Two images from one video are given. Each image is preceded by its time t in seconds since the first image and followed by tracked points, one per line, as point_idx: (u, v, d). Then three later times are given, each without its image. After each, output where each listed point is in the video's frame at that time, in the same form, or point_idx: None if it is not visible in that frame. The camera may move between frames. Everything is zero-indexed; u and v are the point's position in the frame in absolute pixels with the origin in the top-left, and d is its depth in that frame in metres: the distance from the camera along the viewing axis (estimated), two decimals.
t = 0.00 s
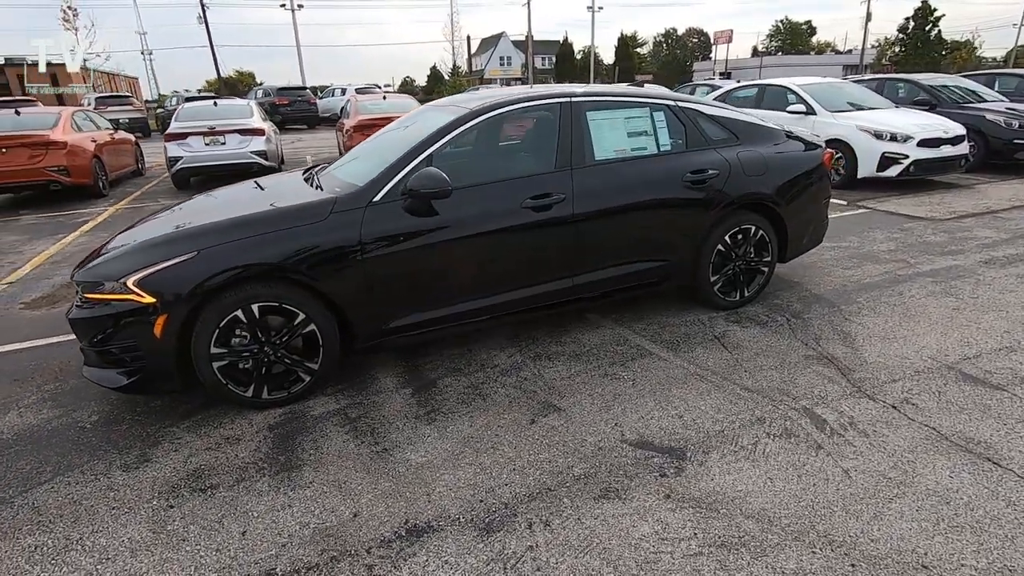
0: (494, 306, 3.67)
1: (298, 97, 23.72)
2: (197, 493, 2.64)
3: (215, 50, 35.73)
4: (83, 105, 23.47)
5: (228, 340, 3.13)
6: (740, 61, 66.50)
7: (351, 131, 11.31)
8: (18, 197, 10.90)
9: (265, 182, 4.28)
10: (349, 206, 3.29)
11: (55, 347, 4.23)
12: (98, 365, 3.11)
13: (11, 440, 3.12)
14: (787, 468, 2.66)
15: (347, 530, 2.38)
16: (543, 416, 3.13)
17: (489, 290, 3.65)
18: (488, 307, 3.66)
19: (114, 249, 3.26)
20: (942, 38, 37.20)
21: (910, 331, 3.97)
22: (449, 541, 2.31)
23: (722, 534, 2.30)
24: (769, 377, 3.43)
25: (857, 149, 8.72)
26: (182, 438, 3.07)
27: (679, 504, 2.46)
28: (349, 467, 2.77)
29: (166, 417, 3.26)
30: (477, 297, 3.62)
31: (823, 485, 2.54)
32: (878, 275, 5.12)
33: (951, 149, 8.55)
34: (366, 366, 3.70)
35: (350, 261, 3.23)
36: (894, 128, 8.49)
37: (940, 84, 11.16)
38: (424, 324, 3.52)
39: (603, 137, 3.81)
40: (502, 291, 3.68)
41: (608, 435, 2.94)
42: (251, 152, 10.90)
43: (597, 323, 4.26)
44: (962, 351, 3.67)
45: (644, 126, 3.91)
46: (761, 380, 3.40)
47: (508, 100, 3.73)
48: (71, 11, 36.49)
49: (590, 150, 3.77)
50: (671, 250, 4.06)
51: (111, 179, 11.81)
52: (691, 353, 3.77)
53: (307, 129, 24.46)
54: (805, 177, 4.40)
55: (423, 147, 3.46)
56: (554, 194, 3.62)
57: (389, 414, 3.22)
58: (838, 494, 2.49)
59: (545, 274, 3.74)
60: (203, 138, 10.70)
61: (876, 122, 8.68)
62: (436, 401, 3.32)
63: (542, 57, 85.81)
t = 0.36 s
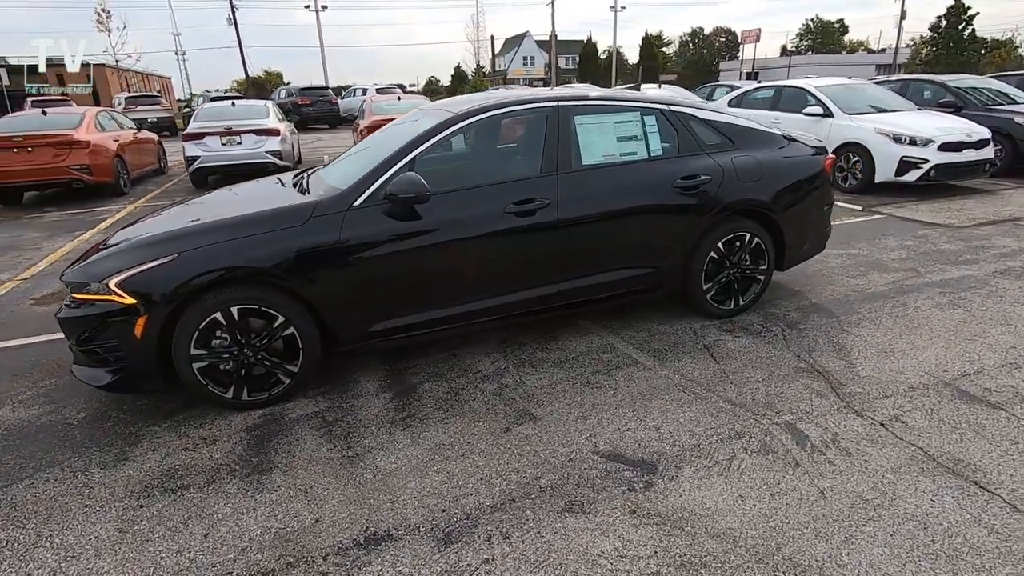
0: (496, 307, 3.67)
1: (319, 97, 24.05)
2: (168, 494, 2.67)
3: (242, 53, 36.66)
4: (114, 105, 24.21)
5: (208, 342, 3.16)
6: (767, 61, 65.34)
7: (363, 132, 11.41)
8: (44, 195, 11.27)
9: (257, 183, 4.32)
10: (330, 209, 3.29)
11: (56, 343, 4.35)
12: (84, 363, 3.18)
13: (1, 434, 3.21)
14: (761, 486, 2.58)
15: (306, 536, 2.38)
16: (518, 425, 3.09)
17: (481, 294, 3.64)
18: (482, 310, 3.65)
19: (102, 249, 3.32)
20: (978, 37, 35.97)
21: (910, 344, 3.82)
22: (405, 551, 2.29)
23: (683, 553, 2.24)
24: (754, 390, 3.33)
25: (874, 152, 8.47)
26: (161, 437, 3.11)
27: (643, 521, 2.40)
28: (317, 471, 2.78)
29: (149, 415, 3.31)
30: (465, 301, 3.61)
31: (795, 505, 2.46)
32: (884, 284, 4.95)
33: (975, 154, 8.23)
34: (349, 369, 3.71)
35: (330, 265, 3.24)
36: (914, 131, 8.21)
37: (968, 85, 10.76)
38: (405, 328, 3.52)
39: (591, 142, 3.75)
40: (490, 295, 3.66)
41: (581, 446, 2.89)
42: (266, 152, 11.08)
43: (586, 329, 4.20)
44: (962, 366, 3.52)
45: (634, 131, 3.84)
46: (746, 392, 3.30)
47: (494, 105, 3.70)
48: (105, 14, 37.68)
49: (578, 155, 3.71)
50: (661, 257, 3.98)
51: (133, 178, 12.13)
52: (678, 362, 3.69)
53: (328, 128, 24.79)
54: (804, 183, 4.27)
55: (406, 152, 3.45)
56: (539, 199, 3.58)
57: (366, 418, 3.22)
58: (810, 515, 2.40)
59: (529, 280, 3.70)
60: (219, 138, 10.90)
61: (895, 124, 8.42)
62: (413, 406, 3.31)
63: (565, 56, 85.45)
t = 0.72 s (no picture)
0: (477, 309, 3.68)
1: (336, 95, 24.29)
2: (141, 488, 2.72)
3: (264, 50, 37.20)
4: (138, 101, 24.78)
5: (189, 339, 3.21)
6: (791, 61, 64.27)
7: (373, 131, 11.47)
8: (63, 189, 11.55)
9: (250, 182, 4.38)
10: (311, 209, 3.31)
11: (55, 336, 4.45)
12: (70, 357, 3.25)
13: None
14: (729, 498, 2.53)
15: (268, 535, 2.40)
16: (492, 429, 3.08)
17: (463, 296, 3.65)
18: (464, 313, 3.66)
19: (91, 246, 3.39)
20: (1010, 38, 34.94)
21: (903, 355, 3.72)
22: (362, 553, 2.29)
23: (640, 564, 2.20)
24: (735, 399, 3.28)
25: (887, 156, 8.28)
26: (142, 432, 3.17)
27: (604, 530, 2.38)
28: (287, 470, 2.80)
29: (133, 410, 3.37)
30: (446, 303, 3.62)
31: (762, 519, 2.41)
32: (884, 293, 4.83)
33: (992, 159, 7.99)
34: (332, 368, 3.73)
35: (310, 264, 3.26)
36: (928, 135, 8.00)
37: (990, 89, 10.44)
38: (385, 329, 3.53)
39: (577, 145, 3.72)
40: (473, 297, 3.67)
41: (551, 452, 2.87)
42: (277, 150, 11.22)
43: (572, 333, 4.17)
44: (955, 380, 3.41)
45: (622, 134, 3.80)
46: (726, 402, 3.25)
47: (480, 106, 3.69)
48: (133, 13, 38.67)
49: (563, 158, 3.68)
50: (649, 262, 3.93)
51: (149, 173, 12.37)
52: (661, 369, 3.65)
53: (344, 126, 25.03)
54: (799, 188, 4.19)
55: (389, 153, 3.46)
56: (522, 202, 3.56)
57: (342, 418, 3.24)
58: (776, 530, 2.35)
59: (512, 283, 3.69)
60: (231, 135, 11.06)
61: (909, 128, 8.22)
62: (391, 407, 3.32)
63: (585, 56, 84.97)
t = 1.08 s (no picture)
0: (458, 308, 3.71)
1: (354, 96, 24.58)
2: (117, 477, 2.80)
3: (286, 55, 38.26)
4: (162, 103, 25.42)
5: (171, 333, 3.29)
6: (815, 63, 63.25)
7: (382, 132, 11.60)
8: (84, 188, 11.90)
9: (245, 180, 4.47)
10: (292, 208, 3.37)
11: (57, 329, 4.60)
12: (61, 348, 3.36)
13: None
14: (690, 501, 2.52)
15: (231, 525, 2.45)
16: (463, 427, 3.10)
17: (443, 295, 3.68)
18: (444, 312, 3.70)
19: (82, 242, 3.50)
20: None
21: (889, 361, 3.65)
22: (319, 546, 2.33)
23: (591, 564, 2.20)
24: (711, 402, 3.25)
25: (897, 159, 8.10)
26: (125, 423, 3.26)
27: (560, 530, 2.38)
28: (258, 463, 2.85)
29: (120, 401, 3.47)
30: (427, 302, 3.66)
31: (720, 522, 2.38)
32: (880, 297, 4.73)
33: (1008, 162, 7.76)
34: (315, 364, 3.79)
35: (289, 262, 3.32)
36: (941, 137, 7.81)
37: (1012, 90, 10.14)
38: (365, 327, 3.58)
39: (559, 146, 3.72)
40: (453, 296, 3.69)
41: (519, 450, 2.88)
42: (288, 151, 11.41)
43: (556, 333, 4.17)
44: (940, 387, 3.33)
45: (605, 135, 3.79)
46: (701, 405, 3.22)
47: (463, 107, 3.72)
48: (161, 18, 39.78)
49: (545, 158, 3.69)
50: (632, 263, 3.92)
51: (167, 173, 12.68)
52: (640, 371, 3.63)
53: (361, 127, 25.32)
54: (789, 190, 4.13)
55: (370, 154, 3.52)
56: (502, 202, 3.58)
57: (319, 414, 3.29)
58: (733, 534, 2.32)
59: (492, 282, 3.71)
60: (244, 136, 11.28)
61: (921, 130, 8.03)
62: (367, 404, 3.37)
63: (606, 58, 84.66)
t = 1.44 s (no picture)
0: (445, 307, 3.79)
1: (376, 97, 24.94)
2: (109, 460, 2.95)
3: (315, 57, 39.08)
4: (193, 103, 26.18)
5: (168, 325, 3.44)
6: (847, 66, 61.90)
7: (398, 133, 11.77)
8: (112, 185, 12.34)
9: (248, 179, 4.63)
10: (284, 207, 3.49)
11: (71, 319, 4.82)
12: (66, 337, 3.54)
13: None
14: (654, 502, 2.54)
15: (209, 509, 2.57)
16: (441, 423, 3.18)
17: (431, 294, 3.76)
18: (431, 310, 3.78)
19: (89, 236, 3.68)
20: None
21: (878, 370, 3.61)
22: (289, 532, 2.43)
23: (547, 560, 2.25)
24: (689, 406, 3.26)
25: (914, 165, 7.93)
26: (123, 409, 3.41)
27: (521, 525, 2.43)
28: (242, 451, 2.97)
29: (120, 389, 3.63)
30: (415, 300, 3.74)
31: (680, 525, 2.41)
32: (879, 306, 4.66)
33: None
34: (307, 358, 3.91)
35: (280, 259, 3.44)
36: (959, 144, 7.63)
37: None
38: (354, 323, 3.69)
39: (548, 149, 3.77)
40: (441, 295, 3.77)
41: (492, 448, 2.94)
42: (306, 150, 11.66)
43: (545, 334, 4.22)
44: (926, 398, 3.29)
45: (594, 139, 3.83)
46: (679, 408, 3.24)
47: (454, 110, 3.79)
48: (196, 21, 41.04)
49: (533, 161, 3.75)
50: (619, 266, 3.94)
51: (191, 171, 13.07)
52: (623, 373, 3.66)
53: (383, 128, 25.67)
54: (782, 196, 4.10)
55: (362, 155, 3.62)
56: (488, 204, 3.65)
57: (305, 406, 3.40)
58: (691, 536, 2.35)
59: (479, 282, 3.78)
60: (264, 135, 11.56)
61: (939, 136, 7.85)
62: (353, 398, 3.46)
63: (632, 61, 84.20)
